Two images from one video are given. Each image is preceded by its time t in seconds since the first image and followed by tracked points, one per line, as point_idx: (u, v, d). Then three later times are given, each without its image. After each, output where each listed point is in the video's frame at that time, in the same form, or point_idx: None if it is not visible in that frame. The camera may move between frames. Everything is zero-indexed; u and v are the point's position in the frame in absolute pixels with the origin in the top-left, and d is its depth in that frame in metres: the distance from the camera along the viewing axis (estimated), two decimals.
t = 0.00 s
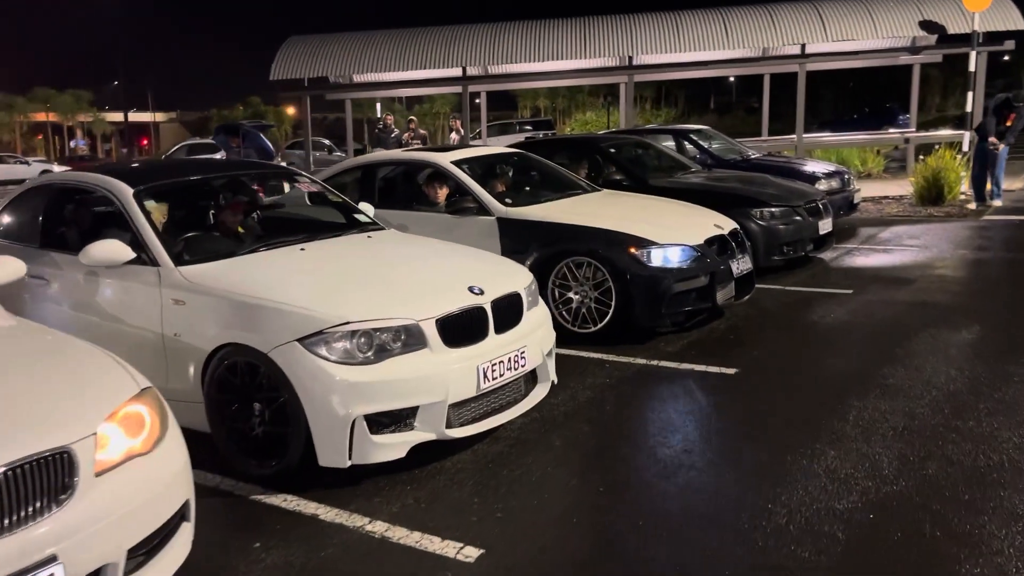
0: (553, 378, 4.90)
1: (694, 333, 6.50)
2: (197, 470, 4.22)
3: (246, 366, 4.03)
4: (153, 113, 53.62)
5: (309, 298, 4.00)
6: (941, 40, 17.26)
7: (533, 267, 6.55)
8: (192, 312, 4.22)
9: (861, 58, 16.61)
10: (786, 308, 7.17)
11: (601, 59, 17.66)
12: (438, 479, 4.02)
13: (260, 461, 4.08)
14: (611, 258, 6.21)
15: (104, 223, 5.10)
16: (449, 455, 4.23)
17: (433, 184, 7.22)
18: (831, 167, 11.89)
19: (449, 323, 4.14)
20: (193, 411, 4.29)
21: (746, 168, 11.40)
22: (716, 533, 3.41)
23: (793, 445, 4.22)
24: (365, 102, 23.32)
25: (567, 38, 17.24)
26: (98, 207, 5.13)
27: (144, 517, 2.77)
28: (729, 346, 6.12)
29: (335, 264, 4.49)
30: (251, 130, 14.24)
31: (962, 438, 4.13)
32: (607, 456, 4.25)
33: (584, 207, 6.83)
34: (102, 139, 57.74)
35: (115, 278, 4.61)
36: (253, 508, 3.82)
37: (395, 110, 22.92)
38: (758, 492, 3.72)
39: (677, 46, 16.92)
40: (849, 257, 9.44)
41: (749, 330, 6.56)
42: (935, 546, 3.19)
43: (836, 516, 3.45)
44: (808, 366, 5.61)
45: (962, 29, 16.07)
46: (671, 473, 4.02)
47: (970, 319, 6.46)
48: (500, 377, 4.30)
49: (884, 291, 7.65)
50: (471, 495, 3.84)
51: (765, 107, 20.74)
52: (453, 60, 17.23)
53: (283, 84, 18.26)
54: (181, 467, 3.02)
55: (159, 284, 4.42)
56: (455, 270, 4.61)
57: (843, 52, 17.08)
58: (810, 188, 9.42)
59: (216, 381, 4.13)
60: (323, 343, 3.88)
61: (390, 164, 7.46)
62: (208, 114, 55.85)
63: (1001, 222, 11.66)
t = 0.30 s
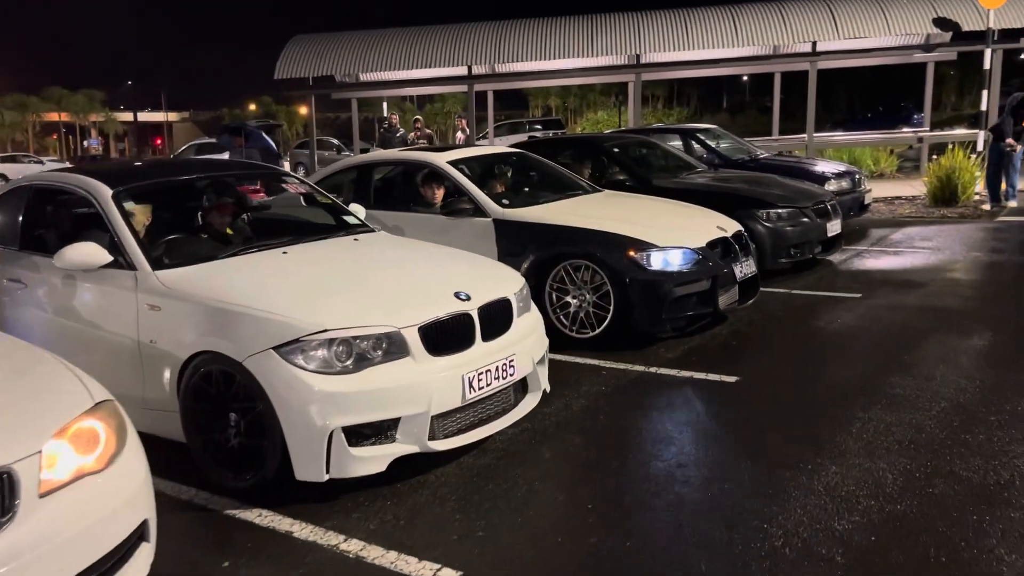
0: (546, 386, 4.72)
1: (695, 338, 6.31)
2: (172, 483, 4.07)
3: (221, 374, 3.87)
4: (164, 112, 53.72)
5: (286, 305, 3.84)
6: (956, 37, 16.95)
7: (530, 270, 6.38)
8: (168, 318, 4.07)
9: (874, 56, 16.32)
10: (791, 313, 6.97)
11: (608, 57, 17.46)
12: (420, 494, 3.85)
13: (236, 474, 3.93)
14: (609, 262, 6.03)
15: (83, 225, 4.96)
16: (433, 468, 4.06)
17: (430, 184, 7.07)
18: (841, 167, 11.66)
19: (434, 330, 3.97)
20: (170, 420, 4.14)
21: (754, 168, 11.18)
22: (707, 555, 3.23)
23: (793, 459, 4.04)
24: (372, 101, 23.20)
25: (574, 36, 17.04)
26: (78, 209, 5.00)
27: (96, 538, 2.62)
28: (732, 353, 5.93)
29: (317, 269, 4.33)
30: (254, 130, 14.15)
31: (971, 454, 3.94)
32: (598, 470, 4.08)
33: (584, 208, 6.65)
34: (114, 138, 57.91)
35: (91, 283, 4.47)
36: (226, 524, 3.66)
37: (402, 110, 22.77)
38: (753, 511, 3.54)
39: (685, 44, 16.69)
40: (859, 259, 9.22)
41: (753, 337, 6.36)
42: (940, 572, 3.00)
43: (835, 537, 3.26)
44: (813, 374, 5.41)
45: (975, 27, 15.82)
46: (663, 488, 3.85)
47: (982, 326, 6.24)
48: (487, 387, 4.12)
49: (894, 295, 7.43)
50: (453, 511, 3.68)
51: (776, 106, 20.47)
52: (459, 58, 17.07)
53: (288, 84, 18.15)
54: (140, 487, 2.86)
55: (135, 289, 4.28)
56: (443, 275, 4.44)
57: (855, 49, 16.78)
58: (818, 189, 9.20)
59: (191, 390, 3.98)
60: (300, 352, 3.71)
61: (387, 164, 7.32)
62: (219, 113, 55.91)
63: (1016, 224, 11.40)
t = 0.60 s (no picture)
0: (540, 399, 4.54)
1: (699, 347, 6.12)
2: (148, 501, 3.92)
3: (198, 389, 3.72)
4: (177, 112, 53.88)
5: (265, 316, 3.68)
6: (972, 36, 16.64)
7: (530, 276, 6.20)
8: (145, 329, 3.93)
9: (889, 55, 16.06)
10: (800, 320, 6.77)
11: (618, 57, 17.26)
12: (404, 515, 3.68)
13: (213, 491, 3.77)
14: (610, 268, 5.85)
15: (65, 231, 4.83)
16: (419, 487, 3.89)
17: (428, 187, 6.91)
18: (853, 168, 11.42)
19: (419, 343, 3.80)
20: (149, 435, 4.00)
21: (763, 170, 10.97)
22: None
23: (795, 480, 3.84)
24: (381, 101, 23.08)
25: (583, 35, 16.85)
26: (60, 214, 4.86)
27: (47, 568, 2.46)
28: (736, 363, 5.74)
29: (301, 278, 4.17)
30: (258, 131, 14.07)
31: (985, 475, 3.74)
32: (592, 489, 3.90)
33: (585, 212, 6.47)
34: (128, 139, 58.14)
35: (69, 291, 4.33)
36: (200, 546, 3.51)
37: (411, 110, 22.63)
38: (753, 536, 3.35)
39: (696, 43, 16.45)
40: (871, 263, 8.99)
41: (758, 345, 6.16)
42: None
43: (838, 567, 3.07)
44: (819, 387, 5.21)
45: (992, 25, 15.51)
46: (659, 509, 3.66)
47: (998, 335, 6.01)
48: (476, 402, 3.95)
49: (906, 301, 7.20)
50: (437, 535, 3.51)
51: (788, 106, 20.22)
52: (466, 58, 16.92)
53: (295, 84, 18.04)
54: (98, 510, 2.70)
55: (113, 298, 4.13)
56: (431, 284, 4.27)
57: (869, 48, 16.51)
58: (829, 192, 8.98)
59: (168, 404, 3.83)
60: (278, 366, 3.55)
61: (384, 167, 7.17)
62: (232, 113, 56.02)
63: None
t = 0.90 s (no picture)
0: (529, 407, 4.39)
1: (700, 352, 5.95)
2: (121, 512, 3.80)
3: (170, 398, 3.59)
4: (191, 112, 54.03)
5: (238, 323, 3.55)
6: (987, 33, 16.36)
7: (526, 279, 6.06)
8: (118, 335, 3.81)
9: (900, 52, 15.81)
10: (804, 324, 6.59)
11: (626, 55, 17.08)
12: (382, 529, 3.55)
13: (186, 504, 3.65)
14: (607, 271, 5.70)
15: (46, 232, 4.72)
16: (401, 500, 3.75)
17: (424, 187, 6.78)
18: (864, 168, 11.21)
19: (399, 351, 3.65)
20: (123, 444, 3.87)
21: (771, 170, 10.78)
22: None
23: (791, 495, 3.68)
24: (389, 101, 22.99)
25: (591, 34, 16.68)
26: (40, 215, 4.76)
27: None
28: (737, 369, 5.57)
29: (280, 282, 4.04)
30: (262, 130, 14.02)
31: (991, 491, 3.56)
32: (579, 502, 3.75)
33: (583, 213, 6.32)
34: (141, 139, 58.37)
35: (45, 295, 4.22)
36: (169, 561, 3.39)
37: (420, 109, 22.52)
38: (744, 556, 3.19)
39: (705, 41, 16.22)
40: (880, 265, 8.79)
41: (760, 350, 5.99)
42: None
43: None
44: (821, 394, 5.03)
45: (1008, 22, 15.23)
46: (646, 525, 3.51)
47: (1009, 340, 5.81)
48: (459, 412, 3.80)
49: (915, 305, 7.00)
50: (414, 551, 3.37)
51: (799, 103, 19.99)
52: (472, 57, 16.81)
53: (301, 83, 17.96)
54: (48, 531, 2.56)
55: (88, 302, 4.03)
56: (417, 288, 4.13)
57: (880, 46, 16.27)
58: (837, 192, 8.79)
59: (140, 412, 3.70)
60: (250, 375, 3.42)
61: (380, 168, 7.05)
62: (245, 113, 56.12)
63: None
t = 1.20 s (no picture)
0: (512, 418, 4.26)
1: (697, 358, 5.79)
2: (88, 524, 3.71)
3: (135, 408, 3.48)
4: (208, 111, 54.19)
5: (204, 332, 3.44)
6: (1004, 29, 16.02)
7: (518, 283, 5.92)
8: (85, 342, 3.71)
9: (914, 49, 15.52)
10: (806, 329, 6.42)
11: (636, 53, 16.87)
12: (351, 546, 3.43)
13: (152, 517, 3.55)
14: (600, 275, 5.56)
15: (23, 236, 4.64)
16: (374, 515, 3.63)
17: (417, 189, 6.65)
18: (875, 167, 11.00)
19: (371, 360, 3.53)
20: (91, 454, 3.77)
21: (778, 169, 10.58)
22: None
23: (779, 511, 3.52)
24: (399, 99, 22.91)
25: (600, 31, 16.49)
26: (18, 219, 4.68)
27: None
28: (733, 376, 5.40)
29: (252, 288, 3.93)
30: (266, 131, 13.95)
31: (990, 509, 3.39)
32: (558, 518, 3.62)
33: (579, 215, 6.18)
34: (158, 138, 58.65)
35: (16, 300, 4.14)
36: None
37: (430, 108, 22.41)
38: None
39: (716, 38, 15.94)
40: (889, 267, 8.58)
41: (759, 356, 5.82)
42: None
43: None
44: (819, 403, 4.87)
45: None
46: (625, 543, 3.37)
47: (1018, 346, 5.62)
48: (435, 423, 3.67)
49: (922, 309, 6.80)
50: (382, 569, 3.25)
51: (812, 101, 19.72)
52: (479, 56, 16.68)
53: (309, 83, 17.90)
54: None
55: (57, 308, 3.93)
56: (395, 294, 4.01)
57: (893, 43, 15.98)
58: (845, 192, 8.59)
59: (105, 422, 3.60)
60: (214, 386, 3.31)
61: (374, 169, 6.93)
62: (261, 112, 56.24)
63: None
